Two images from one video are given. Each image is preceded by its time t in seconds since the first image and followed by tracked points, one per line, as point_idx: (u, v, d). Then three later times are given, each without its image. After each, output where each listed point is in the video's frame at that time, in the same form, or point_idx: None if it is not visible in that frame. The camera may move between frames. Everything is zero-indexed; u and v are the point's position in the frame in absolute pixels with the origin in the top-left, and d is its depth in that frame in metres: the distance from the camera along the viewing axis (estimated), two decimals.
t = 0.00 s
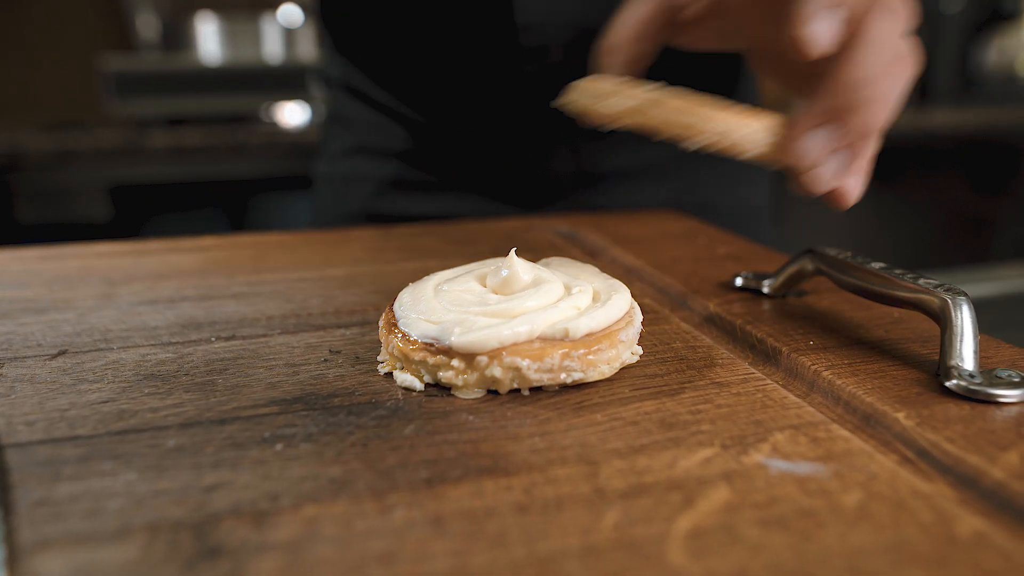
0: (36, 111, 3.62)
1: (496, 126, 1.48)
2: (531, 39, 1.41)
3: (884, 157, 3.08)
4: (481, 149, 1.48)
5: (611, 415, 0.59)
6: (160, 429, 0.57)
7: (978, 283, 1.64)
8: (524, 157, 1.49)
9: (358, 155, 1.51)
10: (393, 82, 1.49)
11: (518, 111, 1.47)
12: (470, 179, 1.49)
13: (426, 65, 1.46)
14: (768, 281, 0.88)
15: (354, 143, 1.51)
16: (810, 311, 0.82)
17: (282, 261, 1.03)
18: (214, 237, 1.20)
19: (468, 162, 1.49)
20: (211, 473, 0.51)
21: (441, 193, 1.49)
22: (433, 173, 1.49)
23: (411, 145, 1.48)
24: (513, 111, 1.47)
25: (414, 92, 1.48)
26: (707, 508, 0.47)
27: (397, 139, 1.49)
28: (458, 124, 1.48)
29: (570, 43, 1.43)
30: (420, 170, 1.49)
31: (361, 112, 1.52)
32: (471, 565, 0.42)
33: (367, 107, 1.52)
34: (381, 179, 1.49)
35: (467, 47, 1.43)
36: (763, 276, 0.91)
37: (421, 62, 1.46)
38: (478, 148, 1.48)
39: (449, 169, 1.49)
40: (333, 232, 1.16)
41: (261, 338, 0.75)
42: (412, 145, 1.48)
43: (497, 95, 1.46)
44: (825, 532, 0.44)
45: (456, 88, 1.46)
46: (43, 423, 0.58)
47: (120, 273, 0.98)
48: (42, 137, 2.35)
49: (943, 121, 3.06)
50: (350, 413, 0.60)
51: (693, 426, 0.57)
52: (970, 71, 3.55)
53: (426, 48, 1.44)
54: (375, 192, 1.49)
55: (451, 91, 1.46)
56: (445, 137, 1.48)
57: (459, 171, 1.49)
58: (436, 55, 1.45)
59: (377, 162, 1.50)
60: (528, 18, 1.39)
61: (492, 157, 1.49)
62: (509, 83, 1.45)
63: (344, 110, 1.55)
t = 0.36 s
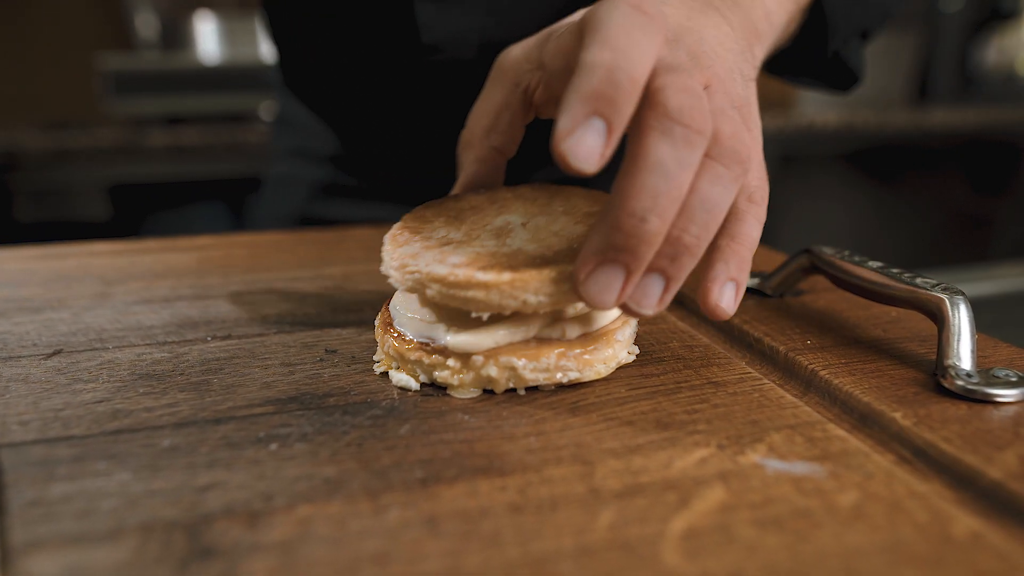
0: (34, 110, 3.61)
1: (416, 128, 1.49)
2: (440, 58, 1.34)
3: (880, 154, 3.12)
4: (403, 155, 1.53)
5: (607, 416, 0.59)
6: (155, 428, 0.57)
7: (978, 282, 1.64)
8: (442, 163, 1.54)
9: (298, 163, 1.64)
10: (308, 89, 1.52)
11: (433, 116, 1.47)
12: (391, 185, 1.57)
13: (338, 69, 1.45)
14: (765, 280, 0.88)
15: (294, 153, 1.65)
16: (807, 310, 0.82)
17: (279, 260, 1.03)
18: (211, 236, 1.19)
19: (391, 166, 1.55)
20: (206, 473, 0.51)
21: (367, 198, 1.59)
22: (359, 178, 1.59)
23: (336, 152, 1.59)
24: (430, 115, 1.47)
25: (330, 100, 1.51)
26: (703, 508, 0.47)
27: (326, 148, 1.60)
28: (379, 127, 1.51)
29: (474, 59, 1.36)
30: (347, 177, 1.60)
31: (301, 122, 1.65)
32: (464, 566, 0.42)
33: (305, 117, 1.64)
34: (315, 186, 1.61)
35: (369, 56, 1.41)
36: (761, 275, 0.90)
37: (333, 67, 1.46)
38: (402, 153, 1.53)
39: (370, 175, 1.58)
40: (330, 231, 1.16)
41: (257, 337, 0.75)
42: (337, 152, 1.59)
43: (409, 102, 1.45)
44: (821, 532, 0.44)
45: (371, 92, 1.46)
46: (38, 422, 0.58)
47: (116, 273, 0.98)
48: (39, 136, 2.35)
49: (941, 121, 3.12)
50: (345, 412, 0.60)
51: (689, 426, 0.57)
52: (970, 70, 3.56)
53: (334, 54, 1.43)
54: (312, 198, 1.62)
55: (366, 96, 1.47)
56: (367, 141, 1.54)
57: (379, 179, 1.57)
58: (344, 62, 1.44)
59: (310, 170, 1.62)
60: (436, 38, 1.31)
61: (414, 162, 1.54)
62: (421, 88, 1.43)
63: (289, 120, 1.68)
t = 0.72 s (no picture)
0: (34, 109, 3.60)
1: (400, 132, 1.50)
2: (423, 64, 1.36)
3: (880, 154, 3.13)
4: (388, 159, 1.54)
5: (605, 417, 0.59)
6: (153, 431, 0.57)
7: (977, 282, 1.64)
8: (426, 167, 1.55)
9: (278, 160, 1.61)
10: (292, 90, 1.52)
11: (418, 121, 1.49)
12: (375, 189, 1.57)
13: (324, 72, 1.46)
14: (764, 283, 0.88)
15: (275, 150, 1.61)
16: (806, 311, 0.82)
17: (278, 261, 1.03)
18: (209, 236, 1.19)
19: (375, 169, 1.56)
20: (205, 475, 0.51)
21: (352, 201, 1.59)
22: (343, 181, 1.58)
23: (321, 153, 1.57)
24: (416, 119, 1.48)
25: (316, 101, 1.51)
26: (701, 511, 0.47)
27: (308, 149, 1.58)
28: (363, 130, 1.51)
29: (459, 64, 1.38)
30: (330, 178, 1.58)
31: (282, 121, 1.61)
32: (462, 569, 0.42)
33: (286, 117, 1.60)
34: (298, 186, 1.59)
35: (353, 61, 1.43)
36: (761, 276, 0.90)
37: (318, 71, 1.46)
38: (386, 157, 1.54)
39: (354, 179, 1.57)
40: (329, 232, 1.16)
41: (255, 339, 0.75)
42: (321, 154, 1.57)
43: (394, 106, 1.47)
44: (818, 535, 0.44)
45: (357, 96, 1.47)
46: (37, 425, 0.58)
47: (116, 274, 0.98)
48: (39, 135, 2.35)
49: (943, 121, 3.09)
50: (344, 414, 0.60)
51: (688, 428, 0.57)
52: (969, 70, 3.57)
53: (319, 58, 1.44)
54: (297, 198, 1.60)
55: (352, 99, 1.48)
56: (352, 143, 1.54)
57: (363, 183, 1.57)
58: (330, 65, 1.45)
59: (292, 169, 1.60)
60: (417, 45, 1.33)
61: (397, 165, 1.55)
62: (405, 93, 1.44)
63: (269, 118, 1.64)
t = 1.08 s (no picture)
0: (35, 109, 3.60)
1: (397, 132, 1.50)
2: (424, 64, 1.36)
3: (879, 152, 3.13)
4: (384, 159, 1.53)
5: (601, 415, 0.59)
6: (147, 429, 0.57)
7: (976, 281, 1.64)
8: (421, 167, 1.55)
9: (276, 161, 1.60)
10: (293, 86, 1.53)
11: (415, 122, 1.49)
12: (372, 189, 1.56)
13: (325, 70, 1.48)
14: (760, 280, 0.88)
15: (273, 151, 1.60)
16: (802, 309, 0.82)
17: (275, 260, 1.03)
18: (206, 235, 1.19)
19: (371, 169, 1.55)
20: (199, 473, 0.51)
21: (348, 200, 1.56)
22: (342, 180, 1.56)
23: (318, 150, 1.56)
24: (414, 120, 1.48)
25: (316, 97, 1.52)
26: (695, 509, 0.47)
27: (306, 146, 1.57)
28: (361, 130, 1.52)
29: (461, 64, 1.39)
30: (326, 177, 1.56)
31: (280, 121, 1.61)
32: (455, 567, 0.42)
33: (285, 116, 1.60)
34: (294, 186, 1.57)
35: (354, 58, 1.44)
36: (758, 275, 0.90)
37: (319, 68, 1.48)
38: (382, 156, 1.53)
39: (351, 177, 1.56)
40: (326, 231, 1.16)
41: (250, 338, 0.75)
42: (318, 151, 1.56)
43: (392, 106, 1.47)
44: (812, 533, 0.44)
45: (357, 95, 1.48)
46: (30, 423, 0.58)
47: (112, 272, 0.98)
48: (38, 135, 2.35)
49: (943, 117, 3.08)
50: (339, 412, 0.60)
51: (683, 426, 0.57)
52: (968, 69, 3.57)
53: (321, 56, 1.46)
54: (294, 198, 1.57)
55: (352, 96, 1.49)
56: (348, 141, 1.53)
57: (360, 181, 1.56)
58: (331, 62, 1.46)
59: (289, 169, 1.58)
60: (418, 45, 1.33)
61: (394, 165, 1.54)
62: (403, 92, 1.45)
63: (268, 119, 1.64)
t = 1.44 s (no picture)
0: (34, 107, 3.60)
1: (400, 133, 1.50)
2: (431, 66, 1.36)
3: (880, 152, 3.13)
4: (385, 158, 1.53)
5: (601, 415, 0.59)
6: (147, 429, 0.57)
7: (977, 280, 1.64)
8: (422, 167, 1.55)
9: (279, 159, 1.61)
10: (293, 85, 1.53)
11: (418, 121, 1.49)
12: (373, 188, 1.56)
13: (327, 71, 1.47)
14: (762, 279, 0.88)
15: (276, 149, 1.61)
16: (803, 309, 0.82)
17: (275, 259, 1.03)
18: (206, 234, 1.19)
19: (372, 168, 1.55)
20: (199, 474, 0.51)
21: (349, 199, 1.57)
22: (343, 179, 1.56)
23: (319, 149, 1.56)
24: (417, 120, 1.48)
25: (317, 97, 1.51)
26: (696, 509, 0.47)
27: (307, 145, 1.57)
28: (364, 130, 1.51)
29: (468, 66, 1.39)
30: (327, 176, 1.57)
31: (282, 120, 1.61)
32: (456, 568, 0.42)
33: (286, 115, 1.60)
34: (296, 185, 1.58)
35: (356, 59, 1.43)
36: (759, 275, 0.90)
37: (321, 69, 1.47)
38: (384, 156, 1.53)
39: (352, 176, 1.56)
40: (327, 230, 1.16)
41: (251, 338, 0.75)
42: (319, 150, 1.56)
43: (395, 106, 1.47)
44: (814, 533, 0.44)
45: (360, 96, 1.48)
46: (30, 423, 0.58)
47: (112, 272, 0.98)
48: (38, 134, 2.35)
49: (942, 117, 3.11)
50: (339, 412, 0.60)
51: (684, 426, 0.57)
52: (967, 69, 3.57)
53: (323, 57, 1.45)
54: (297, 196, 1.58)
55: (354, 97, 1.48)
56: (349, 140, 1.53)
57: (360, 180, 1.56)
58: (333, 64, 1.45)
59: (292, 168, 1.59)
60: (425, 46, 1.32)
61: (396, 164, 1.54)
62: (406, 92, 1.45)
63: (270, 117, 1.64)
